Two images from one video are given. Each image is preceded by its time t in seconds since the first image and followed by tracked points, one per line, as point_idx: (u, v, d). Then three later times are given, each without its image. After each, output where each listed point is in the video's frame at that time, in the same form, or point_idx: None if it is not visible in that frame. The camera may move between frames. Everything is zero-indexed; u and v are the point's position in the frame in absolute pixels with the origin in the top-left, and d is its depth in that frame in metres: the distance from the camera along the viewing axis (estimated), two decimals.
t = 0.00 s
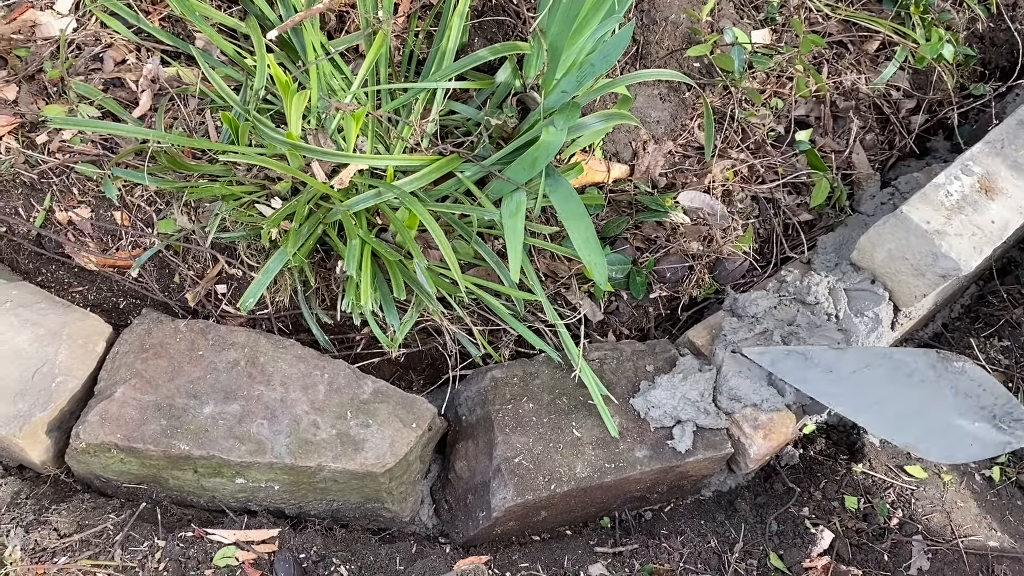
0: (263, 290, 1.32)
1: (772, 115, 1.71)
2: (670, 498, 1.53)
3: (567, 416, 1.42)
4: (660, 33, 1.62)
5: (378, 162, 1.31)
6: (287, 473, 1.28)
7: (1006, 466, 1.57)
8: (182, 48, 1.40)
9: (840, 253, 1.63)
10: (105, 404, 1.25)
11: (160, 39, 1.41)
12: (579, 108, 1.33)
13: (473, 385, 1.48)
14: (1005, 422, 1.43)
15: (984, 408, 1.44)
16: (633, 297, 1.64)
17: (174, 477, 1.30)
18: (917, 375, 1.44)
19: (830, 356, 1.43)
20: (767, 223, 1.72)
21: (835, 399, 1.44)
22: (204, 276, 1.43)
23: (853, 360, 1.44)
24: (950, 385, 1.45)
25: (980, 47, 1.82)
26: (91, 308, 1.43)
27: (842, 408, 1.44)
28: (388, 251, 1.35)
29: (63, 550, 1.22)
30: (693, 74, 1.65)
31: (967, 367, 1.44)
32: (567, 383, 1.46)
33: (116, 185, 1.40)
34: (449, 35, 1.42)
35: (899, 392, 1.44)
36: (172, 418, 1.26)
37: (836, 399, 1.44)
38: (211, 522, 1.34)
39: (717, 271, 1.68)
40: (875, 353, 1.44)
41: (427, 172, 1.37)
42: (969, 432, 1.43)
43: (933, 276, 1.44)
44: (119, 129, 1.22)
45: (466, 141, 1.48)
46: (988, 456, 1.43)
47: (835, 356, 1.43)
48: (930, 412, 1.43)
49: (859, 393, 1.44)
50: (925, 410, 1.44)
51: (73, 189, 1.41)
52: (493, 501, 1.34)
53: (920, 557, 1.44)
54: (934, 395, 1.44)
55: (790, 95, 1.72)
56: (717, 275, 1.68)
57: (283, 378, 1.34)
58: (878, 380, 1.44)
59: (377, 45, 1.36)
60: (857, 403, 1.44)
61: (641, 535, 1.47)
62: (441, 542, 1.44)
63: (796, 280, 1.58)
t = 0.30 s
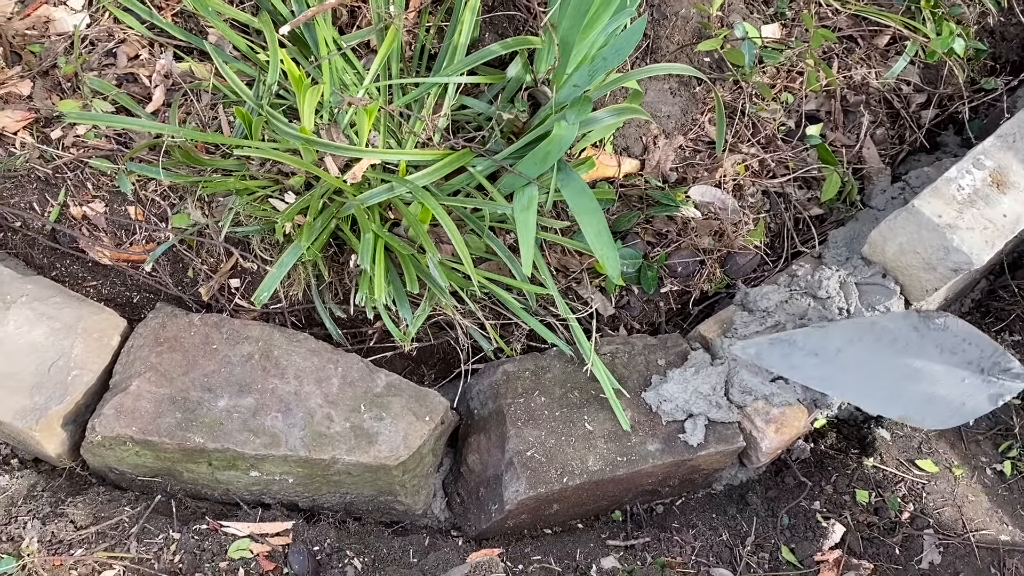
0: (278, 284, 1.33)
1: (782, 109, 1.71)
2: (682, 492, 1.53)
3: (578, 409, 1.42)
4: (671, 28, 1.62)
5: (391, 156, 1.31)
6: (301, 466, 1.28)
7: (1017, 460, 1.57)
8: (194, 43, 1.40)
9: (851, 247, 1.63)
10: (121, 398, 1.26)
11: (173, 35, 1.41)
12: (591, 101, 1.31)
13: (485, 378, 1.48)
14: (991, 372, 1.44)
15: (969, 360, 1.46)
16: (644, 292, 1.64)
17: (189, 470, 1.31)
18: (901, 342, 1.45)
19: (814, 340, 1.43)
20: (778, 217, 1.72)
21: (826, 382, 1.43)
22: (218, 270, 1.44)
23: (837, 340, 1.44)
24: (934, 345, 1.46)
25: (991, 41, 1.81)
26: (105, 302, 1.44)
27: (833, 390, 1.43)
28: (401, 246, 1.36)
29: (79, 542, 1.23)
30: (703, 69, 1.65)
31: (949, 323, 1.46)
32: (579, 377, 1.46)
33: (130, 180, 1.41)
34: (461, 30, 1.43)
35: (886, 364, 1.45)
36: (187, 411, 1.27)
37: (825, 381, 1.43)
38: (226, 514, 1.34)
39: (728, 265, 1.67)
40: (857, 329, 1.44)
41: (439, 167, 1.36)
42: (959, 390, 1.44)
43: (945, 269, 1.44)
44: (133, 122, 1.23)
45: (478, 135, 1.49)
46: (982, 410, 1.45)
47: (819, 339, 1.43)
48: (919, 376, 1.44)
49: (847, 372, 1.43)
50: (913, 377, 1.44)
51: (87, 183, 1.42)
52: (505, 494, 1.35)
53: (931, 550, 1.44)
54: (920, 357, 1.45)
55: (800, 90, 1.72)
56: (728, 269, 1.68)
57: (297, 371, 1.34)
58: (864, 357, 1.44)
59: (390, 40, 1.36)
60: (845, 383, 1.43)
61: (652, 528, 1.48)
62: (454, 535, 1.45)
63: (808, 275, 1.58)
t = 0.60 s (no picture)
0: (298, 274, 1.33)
1: (799, 100, 1.71)
2: (699, 483, 1.53)
3: (597, 400, 1.42)
4: (686, 18, 1.62)
5: (410, 147, 1.31)
6: (321, 454, 1.28)
7: None
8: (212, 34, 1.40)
9: (868, 238, 1.62)
10: (142, 387, 1.26)
11: (191, 25, 1.41)
12: (608, 91, 1.30)
13: (503, 369, 1.48)
14: None
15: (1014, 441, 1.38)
16: (662, 283, 1.64)
17: (209, 459, 1.31)
18: (947, 400, 1.41)
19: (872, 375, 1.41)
20: (795, 208, 1.72)
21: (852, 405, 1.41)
22: (237, 261, 1.44)
23: (894, 383, 1.41)
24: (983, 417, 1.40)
25: (1007, 32, 1.80)
26: (123, 293, 1.44)
27: (879, 432, 1.40)
28: (421, 236, 1.37)
29: (101, 531, 1.23)
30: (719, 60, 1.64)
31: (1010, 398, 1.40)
32: (597, 367, 1.46)
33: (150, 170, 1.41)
34: (478, 20, 1.42)
35: (923, 410, 1.41)
36: (207, 401, 1.27)
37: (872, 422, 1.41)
38: (245, 504, 1.35)
39: (746, 256, 1.68)
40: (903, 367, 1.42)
41: (456, 157, 1.36)
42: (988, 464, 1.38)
43: (964, 259, 1.43)
44: (154, 112, 1.23)
45: (495, 126, 1.48)
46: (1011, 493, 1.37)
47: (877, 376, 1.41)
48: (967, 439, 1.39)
49: (898, 419, 1.40)
50: (945, 434, 1.39)
51: (107, 174, 1.43)
52: (524, 484, 1.35)
53: (950, 543, 1.43)
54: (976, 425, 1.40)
55: (817, 80, 1.71)
56: (746, 260, 1.68)
57: (317, 361, 1.35)
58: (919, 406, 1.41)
59: (407, 30, 1.34)
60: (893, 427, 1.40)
61: (670, 519, 1.48)
62: (472, 525, 1.45)
63: (825, 265, 1.58)
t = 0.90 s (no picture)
0: (315, 272, 1.33)
1: (812, 97, 1.70)
2: (714, 481, 1.53)
3: (613, 398, 1.42)
4: (700, 16, 1.61)
5: (426, 145, 1.31)
6: (339, 453, 1.29)
7: None
8: (229, 34, 1.39)
9: (883, 235, 1.62)
10: (160, 385, 1.27)
11: (207, 24, 1.41)
12: (625, 89, 1.30)
13: (519, 367, 1.49)
14: None
15: None
16: (676, 281, 1.64)
17: (227, 457, 1.32)
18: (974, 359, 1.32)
19: (896, 330, 1.35)
20: (810, 206, 1.72)
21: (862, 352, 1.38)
22: (254, 259, 1.45)
23: (918, 340, 1.34)
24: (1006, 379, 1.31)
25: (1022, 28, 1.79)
26: (140, 292, 1.44)
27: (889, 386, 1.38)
28: (438, 234, 1.37)
29: (121, 528, 1.23)
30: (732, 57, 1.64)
31: None
32: (613, 365, 1.46)
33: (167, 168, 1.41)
34: (493, 19, 1.42)
35: (943, 368, 1.33)
36: (226, 399, 1.27)
37: (888, 376, 1.37)
38: (263, 502, 1.35)
39: (761, 254, 1.68)
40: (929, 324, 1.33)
41: (472, 155, 1.35)
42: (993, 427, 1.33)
43: (981, 257, 1.43)
44: (170, 111, 1.23)
45: (510, 124, 1.48)
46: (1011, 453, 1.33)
47: (901, 331, 1.35)
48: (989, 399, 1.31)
49: (914, 377, 1.35)
50: (958, 393, 1.33)
51: (124, 173, 1.43)
52: (541, 482, 1.35)
53: (966, 540, 1.42)
54: (1004, 386, 1.31)
55: (830, 77, 1.71)
56: (761, 257, 1.68)
57: (334, 359, 1.35)
58: (942, 365, 1.33)
59: (422, 29, 1.35)
60: (907, 383, 1.36)
61: (686, 517, 1.48)
62: (488, 523, 1.45)
63: (841, 262, 1.58)
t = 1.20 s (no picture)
0: (325, 276, 1.34)
1: (820, 99, 1.70)
2: (723, 483, 1.54)
3: (622, 400, 1.43)
4: (708, 18, 1.61)
5: (435, 149, 1.31)
6: (350, 456, 1.29)
7: None
8: (239, 39, 1.41)
9: (891, 237, 1.62)
10: (172, 389, 1.27)
11: (217, 29, 1.42)
12: (633, 91, 1.31)
13: (528, 369, 1.49)
14: None
15: None
16: (685, 283, 1.65)
17: (238, 461, 1.33)
18: (991, 336, 1.47)
19: (932, 303, 1.48)
20: (818, 207, 1.72)
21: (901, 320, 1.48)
22: (264, 263, 1.46)
23: (949, 313, 1.48)
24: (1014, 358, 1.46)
25: None
26: (152, 295, 1.46)
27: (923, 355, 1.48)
28: (448, 238, 1.37)
29: (134, 532, 1.24)
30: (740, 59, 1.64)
31: None
32: (622, 368, 1.47)
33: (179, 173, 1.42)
34: (501, 23, 1.42)
35: (966, 341, 1.47)
36: (238, 403, 1.28)
37: (923, 345, 1.48)
38: (274, 505, 1.36)
39: (770, 255, 1.68)
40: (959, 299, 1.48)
41: (481, 159, 1.35)
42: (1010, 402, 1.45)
43: (990, 259, 1.43)
44: (181, 117, 1.23)
45: (519, 127, 1.49)
46: None
47: (936, 304, 1.48)
48: (996, 374, 1.46)
49: (944, 347, 1.47)
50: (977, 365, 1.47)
51: (135, 177, 1.44)
52: (551, 484, 1.36)
53: (975, 542, 1.40)
54: (1013, 363, 1.46)
55: (838, 79, 1.71)
56: (770, 259, 1.68)
57: (344, 362, 1.36)
58: (967, 337, 1.47)
59: (431, 33, 1.35)
60: (939, 353, 1.47)
61: (695, 519, 1.48)
62: (498, 525, 1.46)
63: (848, 263, 1.59)
